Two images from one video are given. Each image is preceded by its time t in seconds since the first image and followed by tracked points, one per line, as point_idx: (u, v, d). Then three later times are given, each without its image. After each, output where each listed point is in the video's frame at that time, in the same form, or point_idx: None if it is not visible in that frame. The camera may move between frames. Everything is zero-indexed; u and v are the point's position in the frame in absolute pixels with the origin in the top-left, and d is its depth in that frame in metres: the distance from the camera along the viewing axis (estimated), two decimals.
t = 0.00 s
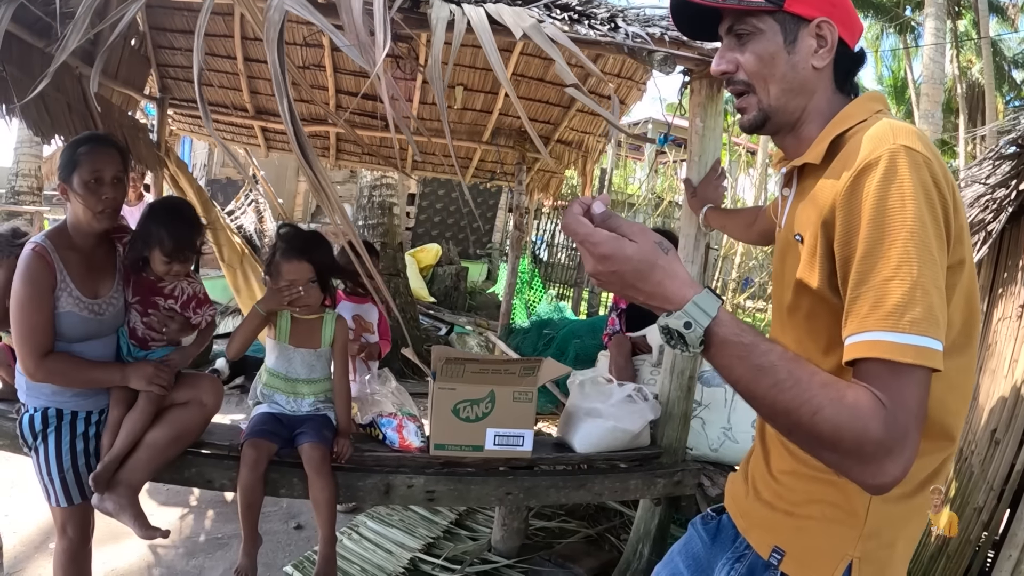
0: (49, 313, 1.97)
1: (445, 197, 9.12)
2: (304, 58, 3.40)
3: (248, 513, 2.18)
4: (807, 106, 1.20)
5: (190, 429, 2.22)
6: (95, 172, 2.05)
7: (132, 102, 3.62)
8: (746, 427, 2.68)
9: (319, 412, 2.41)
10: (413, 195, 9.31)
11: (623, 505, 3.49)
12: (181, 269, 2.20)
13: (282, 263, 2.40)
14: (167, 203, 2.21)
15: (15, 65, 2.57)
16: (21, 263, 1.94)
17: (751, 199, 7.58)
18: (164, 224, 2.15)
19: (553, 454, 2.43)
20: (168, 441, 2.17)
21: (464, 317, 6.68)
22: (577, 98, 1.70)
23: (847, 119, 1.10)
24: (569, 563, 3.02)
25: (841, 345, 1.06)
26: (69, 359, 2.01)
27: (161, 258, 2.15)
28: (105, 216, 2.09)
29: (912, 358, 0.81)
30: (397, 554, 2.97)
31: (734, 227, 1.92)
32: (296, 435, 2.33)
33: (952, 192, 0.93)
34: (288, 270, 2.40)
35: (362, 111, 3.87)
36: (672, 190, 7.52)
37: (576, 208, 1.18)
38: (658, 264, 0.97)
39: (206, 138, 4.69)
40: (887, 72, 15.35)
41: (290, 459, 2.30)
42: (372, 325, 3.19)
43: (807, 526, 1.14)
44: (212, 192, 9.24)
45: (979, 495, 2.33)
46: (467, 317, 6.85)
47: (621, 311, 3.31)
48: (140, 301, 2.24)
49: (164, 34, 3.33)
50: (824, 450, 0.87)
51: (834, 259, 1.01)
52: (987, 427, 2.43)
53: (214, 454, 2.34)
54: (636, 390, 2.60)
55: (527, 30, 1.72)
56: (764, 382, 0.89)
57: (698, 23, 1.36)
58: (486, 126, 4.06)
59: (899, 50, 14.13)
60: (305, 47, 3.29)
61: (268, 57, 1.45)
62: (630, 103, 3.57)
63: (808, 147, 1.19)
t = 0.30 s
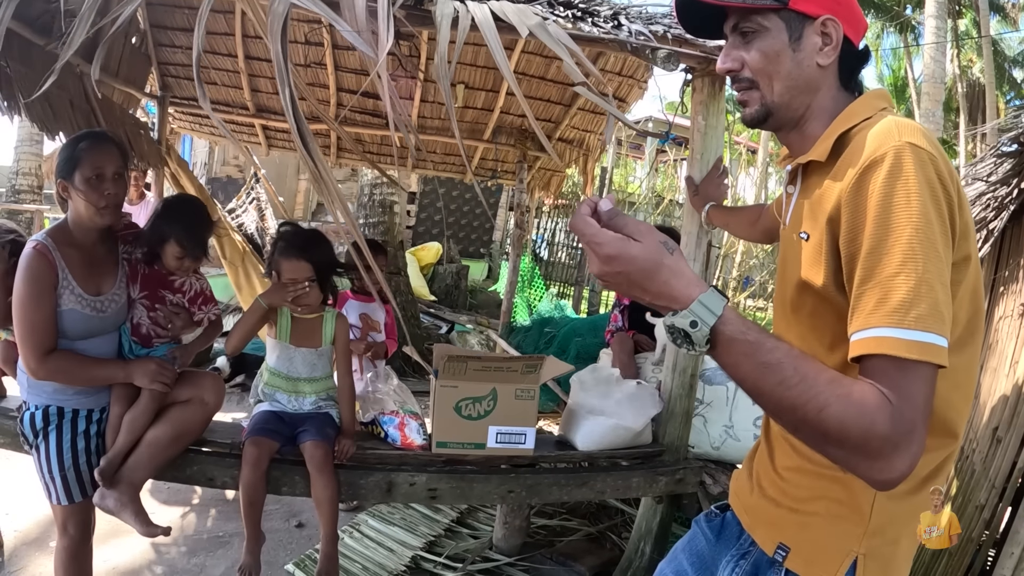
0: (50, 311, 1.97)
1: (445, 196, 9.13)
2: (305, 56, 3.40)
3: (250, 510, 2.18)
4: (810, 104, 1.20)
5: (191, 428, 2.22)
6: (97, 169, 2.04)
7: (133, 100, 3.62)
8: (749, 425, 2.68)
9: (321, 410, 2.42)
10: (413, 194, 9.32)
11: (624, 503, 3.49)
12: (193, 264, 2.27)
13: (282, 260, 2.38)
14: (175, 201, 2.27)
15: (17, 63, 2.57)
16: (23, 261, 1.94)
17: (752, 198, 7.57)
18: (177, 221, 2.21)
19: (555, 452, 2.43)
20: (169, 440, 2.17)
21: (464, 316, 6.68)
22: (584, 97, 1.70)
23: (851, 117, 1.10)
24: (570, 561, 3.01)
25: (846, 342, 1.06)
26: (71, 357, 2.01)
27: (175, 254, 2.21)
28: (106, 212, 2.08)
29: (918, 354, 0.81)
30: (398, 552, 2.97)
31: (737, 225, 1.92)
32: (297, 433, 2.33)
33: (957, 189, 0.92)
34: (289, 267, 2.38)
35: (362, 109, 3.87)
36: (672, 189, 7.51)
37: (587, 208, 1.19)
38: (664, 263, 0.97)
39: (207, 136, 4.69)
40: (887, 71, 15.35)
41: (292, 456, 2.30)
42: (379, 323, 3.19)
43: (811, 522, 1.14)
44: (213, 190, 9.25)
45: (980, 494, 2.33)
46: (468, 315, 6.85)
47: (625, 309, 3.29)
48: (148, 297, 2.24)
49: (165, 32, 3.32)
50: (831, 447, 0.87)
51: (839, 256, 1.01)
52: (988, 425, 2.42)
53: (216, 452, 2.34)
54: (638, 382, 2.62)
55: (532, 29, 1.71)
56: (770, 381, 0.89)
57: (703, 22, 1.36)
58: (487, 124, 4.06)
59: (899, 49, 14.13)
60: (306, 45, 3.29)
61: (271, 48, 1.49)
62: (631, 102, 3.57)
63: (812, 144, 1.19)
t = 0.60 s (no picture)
0: (49, 312, 1.97)
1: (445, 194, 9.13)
2: (305, 55, 3.40)
3: (251, 510, 2.19)
4: (808, 106, 1.20)
5: (189, 428, 2.22)
6: (96, 169, 2.05)
7: (133, 99, 3.62)
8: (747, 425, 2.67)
9: (321, 408, 2.42)
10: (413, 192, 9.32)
11: (624, 502, 3.49)
12: (202, 250, 2.40)
13: (285, 260, 2.38)
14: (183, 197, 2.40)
15: (17, 63, 2.57)
16: (21, 261, 1.94)
17: (752, 196, 7.57)
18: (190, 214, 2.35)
19: (554, 451, 2.44)
20: (168, 441, 2.17)
21: (464, 314, 6.69)
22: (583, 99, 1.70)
23: (850, 119, 1.10)
24: (570, 559, 3.00)
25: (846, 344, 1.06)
26: (71, 357, 2.01)
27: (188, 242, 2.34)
28: (106, 212, 2.09)
29: (920, 359, 0.82)
30: (398, 551, 2.98)
31: (737, 225, 1.92)
32: (297, 432, 2.33)
33: (956, 193, 0.93)
34: (291, 267, 2.38)
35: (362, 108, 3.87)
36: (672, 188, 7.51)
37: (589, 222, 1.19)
38: (665, 281, 0.97)
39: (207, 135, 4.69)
40: (887, 69, 15.34)
41: (292, 455, 2.31)
42: (384, 322, 3.19)
43: (812, 522, 1.14)
44: (213, 189, 9.27)
45: (979, 493, 2.33)
46: (467, 314, 6.84)
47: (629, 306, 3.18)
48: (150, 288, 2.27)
49: (165, 31, 3.32)
50: (834, 451, 0.87)
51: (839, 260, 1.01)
52: (987, 424, 2.42)
53: (216, 451, 2.34)
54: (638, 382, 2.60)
55: (532, 29, 1.70)
56: (773, 390, 0.89)
57: (700, 24, 1.36)
58: (487, 122, 4.06)
59: (899, 47, 14.13)
60: (306, 44, 3.29)
61: (273, 54, 1.48)
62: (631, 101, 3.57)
63: (811, 147, 1.19)
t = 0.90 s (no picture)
0: (56, 311, 1.97)
1: (445, 193, 9.13)
2: (306, 54, 3.40)
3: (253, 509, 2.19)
4: (807, 108, 1.20)
5: (191, 427, 2.22)
6: (98, 167, 2.05)
7: (133, 99, 3.61)
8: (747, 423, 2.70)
9: (322, 408, 2.42)
10: (413, 191, 9.31)
11: (624, 500, 3.50)
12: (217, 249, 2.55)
13: (289, 263, 2.39)
14: (191, 198, 2.58)
15: (17, 62, 2.57)
16: (26, 262, 1.94)
17: (752, 195, 7.57)
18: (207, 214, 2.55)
19: (554, 450, 2.44)
20: (170, 440, 2.17)
21: (464, 313, 6.69)
22: (586, 99, 1.69)
23: (848, 121, 1.10)
24: (570, 558, 3.01)
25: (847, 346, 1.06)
26: (79, 355, 2.01)
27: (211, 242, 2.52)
28: (110, 210, 2.09)
29: (923, 362, 0.82)
30: (399, 550, 2.99)
31: (737, 225, 1.92)
32: (298, 432, 2.33)
33: (955, 194, 0.93)
34: (295, 270, 2.39)
35: (362, 106, 3.86)
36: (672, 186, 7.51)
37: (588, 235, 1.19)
38: (664, 298, 0.97)
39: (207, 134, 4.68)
40: (887, 67, 15.32)
41: (293, 455, 2.31)
42: (384, 322, 3.18)
43: (814, 522, 1.14)
44: (213, 187, 9.27)
45: (979, 492, 2.33)
46: (468, 312, 6.85)
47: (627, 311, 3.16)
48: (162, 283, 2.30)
49: (165, 30, 3.32)
50: (839, 455, 0.87)
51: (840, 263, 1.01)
52: (987, 424, 2.42)
53: (217, 450, 2.34)
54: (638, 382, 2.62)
55: (532, 30, 1.70)
56: (778, 400, 0.90)
57: (699, 27, 1.36)
58: (488, 121, 4.06)
59: (899, 46, 14.11)
60: (307, 43, 3.29)
61: (282, 53, 1.50)
62: (631, 99, 3.57)
63: (810, 148, 1.19)
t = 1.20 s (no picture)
0: (59, 309, 1.97)
1: (444, 192, 9.12)
2: (305, 52, 3.39)
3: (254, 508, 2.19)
4: (806, 107, 1.19)
5: (190, 427, 2.21)
6: (100, 165, 2.05)
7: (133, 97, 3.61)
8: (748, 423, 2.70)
9: (320, 411, 2.40)
10: (413, 190, 9.31)
11: (624, 499, 3.49)
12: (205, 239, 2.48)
13: (303, 252, 2.40)
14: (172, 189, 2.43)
15: (17, 61, 2.56)
16: (28, 259, 1.94)
17: (752, 193, 7.55)
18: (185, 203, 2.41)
19: (555, 449, 2.44)
20: (169, 439, 2.16)
21: (465, 312, 6.68)
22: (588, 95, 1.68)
23: (848, 120, 1.09)
24: (570, 557, 3.01)
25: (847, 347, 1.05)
26: (83, 353, 2.01)
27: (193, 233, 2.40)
28: (111, 208, 2.08)
29: (924, 362, 0.81)
30: (399, 549, 2.98)
31: (738, 223, 1.91)
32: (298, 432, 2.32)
33: (955, 193, 0.92)
34: (306, 260, 2.39)
35: (362, 104, 3.85)
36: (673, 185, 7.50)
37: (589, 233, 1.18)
38: (666, 297, 0.96)
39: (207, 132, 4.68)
40: (888, 65, 15.29)
41: (293, 454, 2.30)
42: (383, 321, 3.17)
43: (816, 521, 1.14)
44: (213, 186, 9.27)
45: (979, 492, 2.32)
46: (468, 311, 6.84)
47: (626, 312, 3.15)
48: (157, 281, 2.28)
49: (164, 28, 3.32)
50: (840, 455, 0.87)
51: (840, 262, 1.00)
52: (988, 423, 2.41)
53: (218, 449, 2.34)
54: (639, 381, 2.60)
55: (533, 27, 1.69)
56: (779, 399, 0.90)
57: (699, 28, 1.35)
58: (488, 120, 4.06)
59: (900, 44, 14.09)
60: (307, 41, 3.28)
61: (280, 50, 1.48)
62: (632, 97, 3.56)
63: (809, 147, 1.18)
